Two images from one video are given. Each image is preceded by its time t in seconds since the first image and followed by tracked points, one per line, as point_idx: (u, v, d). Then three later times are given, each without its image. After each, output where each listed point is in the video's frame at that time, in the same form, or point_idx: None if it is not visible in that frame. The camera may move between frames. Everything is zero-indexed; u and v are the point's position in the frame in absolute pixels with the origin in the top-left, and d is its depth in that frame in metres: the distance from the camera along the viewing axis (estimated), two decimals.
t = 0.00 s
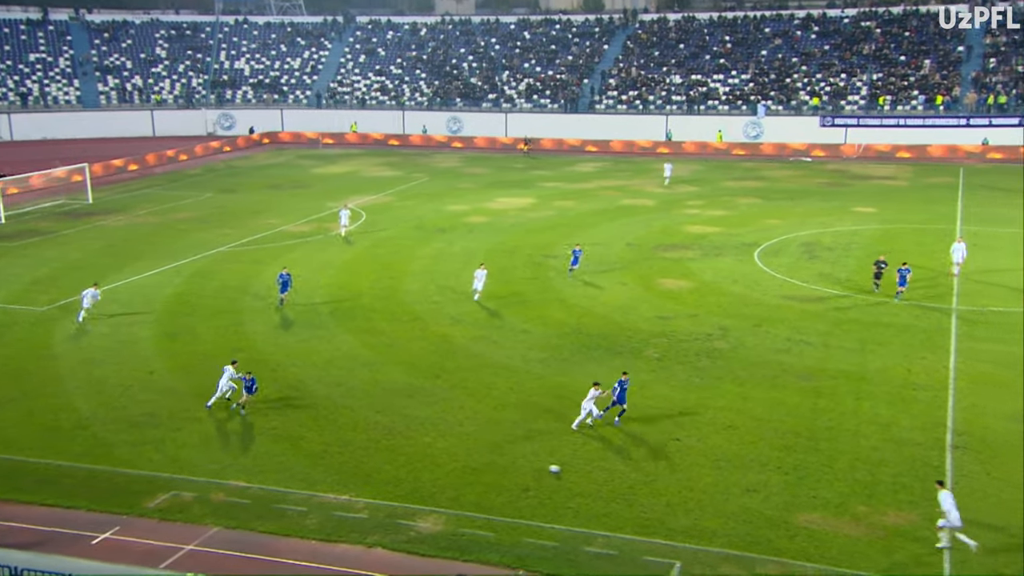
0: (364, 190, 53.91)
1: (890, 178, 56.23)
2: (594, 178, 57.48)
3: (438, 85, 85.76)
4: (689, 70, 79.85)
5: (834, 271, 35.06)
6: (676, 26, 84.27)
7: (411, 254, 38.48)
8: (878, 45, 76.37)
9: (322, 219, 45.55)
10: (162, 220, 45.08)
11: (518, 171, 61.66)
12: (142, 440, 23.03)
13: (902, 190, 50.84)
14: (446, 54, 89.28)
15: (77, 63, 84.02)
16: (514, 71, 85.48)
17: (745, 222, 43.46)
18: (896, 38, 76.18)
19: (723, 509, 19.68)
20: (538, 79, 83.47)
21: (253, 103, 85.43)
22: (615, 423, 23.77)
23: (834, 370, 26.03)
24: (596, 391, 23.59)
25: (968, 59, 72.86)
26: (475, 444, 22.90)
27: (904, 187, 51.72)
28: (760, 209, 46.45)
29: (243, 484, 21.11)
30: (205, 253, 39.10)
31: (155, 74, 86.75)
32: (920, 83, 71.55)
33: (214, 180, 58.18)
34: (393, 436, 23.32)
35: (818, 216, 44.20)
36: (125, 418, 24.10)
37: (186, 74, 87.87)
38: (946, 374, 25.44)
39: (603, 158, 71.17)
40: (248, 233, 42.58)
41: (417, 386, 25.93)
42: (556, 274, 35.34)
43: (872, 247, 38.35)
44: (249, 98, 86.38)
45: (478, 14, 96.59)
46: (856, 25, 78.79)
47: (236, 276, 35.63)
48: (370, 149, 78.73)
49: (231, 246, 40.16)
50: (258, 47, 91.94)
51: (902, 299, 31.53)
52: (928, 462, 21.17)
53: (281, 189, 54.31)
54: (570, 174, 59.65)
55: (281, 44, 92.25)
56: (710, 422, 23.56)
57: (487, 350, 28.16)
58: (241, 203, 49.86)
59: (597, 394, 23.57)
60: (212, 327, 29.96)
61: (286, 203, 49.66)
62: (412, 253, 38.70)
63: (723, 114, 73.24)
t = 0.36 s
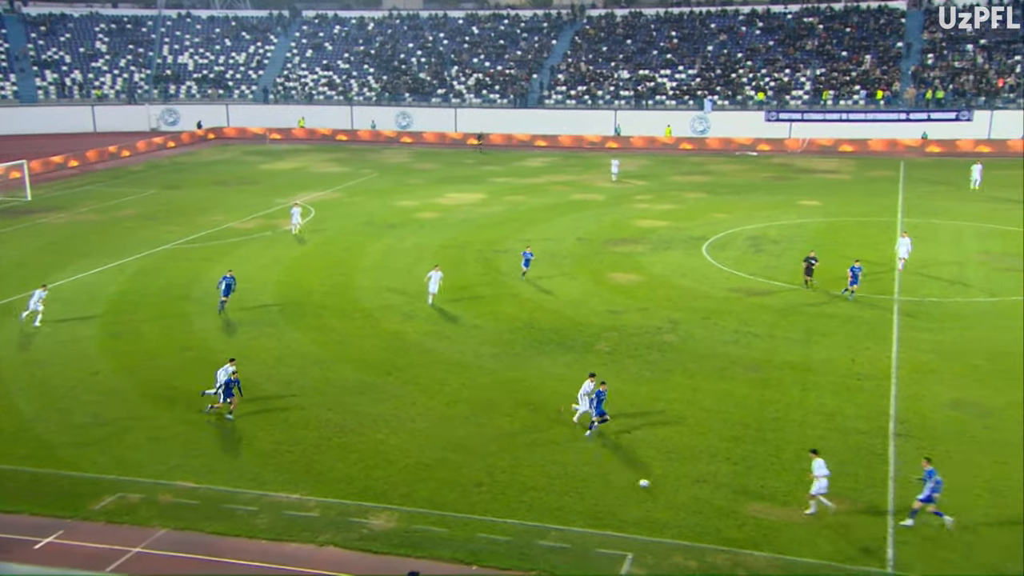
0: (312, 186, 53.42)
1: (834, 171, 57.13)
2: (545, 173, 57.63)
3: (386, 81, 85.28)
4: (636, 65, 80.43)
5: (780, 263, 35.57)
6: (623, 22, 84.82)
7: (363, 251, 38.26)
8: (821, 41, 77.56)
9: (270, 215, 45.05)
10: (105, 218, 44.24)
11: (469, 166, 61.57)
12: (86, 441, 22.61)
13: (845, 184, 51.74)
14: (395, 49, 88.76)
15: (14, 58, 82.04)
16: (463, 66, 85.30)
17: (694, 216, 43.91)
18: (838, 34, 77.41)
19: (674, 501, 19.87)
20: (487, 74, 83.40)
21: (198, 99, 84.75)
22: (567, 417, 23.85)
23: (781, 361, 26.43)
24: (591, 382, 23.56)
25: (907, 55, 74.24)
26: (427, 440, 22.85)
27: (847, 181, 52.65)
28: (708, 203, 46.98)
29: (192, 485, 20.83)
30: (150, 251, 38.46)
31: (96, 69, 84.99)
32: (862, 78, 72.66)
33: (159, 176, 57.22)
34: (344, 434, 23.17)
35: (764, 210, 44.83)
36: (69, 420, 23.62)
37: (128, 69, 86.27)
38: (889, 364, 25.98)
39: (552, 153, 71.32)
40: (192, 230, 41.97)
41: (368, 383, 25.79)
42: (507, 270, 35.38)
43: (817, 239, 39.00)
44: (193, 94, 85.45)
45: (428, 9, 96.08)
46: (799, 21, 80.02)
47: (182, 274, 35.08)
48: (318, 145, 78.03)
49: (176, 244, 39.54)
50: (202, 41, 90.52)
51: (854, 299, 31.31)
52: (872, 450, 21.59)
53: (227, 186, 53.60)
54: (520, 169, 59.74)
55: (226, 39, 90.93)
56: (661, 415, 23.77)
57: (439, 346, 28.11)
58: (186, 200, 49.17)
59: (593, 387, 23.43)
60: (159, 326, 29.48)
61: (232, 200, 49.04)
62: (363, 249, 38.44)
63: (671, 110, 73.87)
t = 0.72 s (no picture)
0: (279, 183, 53.04)
1: (800, 167, 57.64)
2: (515, 169, 57.59)
3: (354, 77, 84.91)
4: (605, 61, 80.70)
5: (747, 259, 35.84)
6: (591, 18, 85.04)
7: (332, 248, 38.07)
8: (787, 37, 78.18)
9: (236, 212, 44.69)
10: (68, 216, 43.65)
11: (438, 163, 61.40)
12: (50, 442, 22.31)
13: (811, 179, 52.22)
14: (362, 45, 88.31)
15: None
16: (431, 63, 85.13)
17: (662, 212, 44.13)
18: (803, 31, 78.05)
19: (643, 495, 19.97)
20: (455, 71, 83.38)
21: (163, 95, 83.52)
22: (538, 413, 23.89)
23: (749, 355, 26.65)
24: (620, 378, 23.14)
25: (871, 51, 74.83)
26: (398, 437, 22.78)
27: (813, 176, 53.18)
28: (676, 198, 47.23)
29: (160, 485, 20.62)
30: (115, 249, 38.05)
31: (57, 65, 83.87)
32: (827, 75, 73.46)
33: (123, 173, 56.59)
34: (315, 432, 23.06)
35: (732, 205, 45.15)
36: (32, 420, 23.29)
37: (91, 65, 85.15)
38: (855, 357, 26.29)
39: (522, 149, 71.31)
40: (158, 227, 41.55)
41: (338, 381, 25.66)
42: (477, 266, 35.34)
43: (783, 234, 39.34)
44: (158, 90, 84.27)
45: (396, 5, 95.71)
46: (765, 17, 80.56)
47: (147, 273, 34.72)
48: (283, 142, 77.52)
49: (141, 242, 39.10)
50: (166, 37, 89.47)
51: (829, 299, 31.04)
52: (839, 443, 21.83)
53: (193, 183, 53.07)
54: (490, 165, 59.70)
55: (190, 34, 89.97)
56: (631, 410, 23.88)
57: (409, 344, 28.04)
58: (151, 197, 48.70)
59: (620, 385, 22.67)
60: (124, 326, 29.14)
61: (198, 197, 48.63)
62: (332, 247, 38.23)
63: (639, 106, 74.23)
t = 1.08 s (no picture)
0: (262, 180, 52.77)
1: (782, 163, 57.86)
2: (498, 166, 57.56)
3: (337, 73, 84.82)
4: (587, 58, 80.81)
5: (730, 255, 35.96)
6: (573, 15, 85.11)
7: (315, 245, 37.94)
8: (768, 34, 78.50)
9: (218, 210, 44.45)
10: (48, 214, 43.30)
11: (420, 160, 61.30)
12: (30, 442, 22.14)
13: (793, 176, 52.42)
14: (344, 41, 88.10)
15: None
16: (413, 59, 84.99)
17: (645, 208, 44.21)
18: (784, 28, 78.41)
19: (626, 491, 20.00)
20: (438, 67, 83.34)
21: (144, 91, 82.80)
22: (522, 409, 23.90)
23: (731, 351, 26.75)
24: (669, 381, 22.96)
25: (851, 49, 75.41)
26: (382, 435, 22.73)
27: (794, 173, 53.43)
28: (659, 195, 47.32)
29: (141, 484, 20.50)
30: (96, 246, 37.79)
31: (35, 61, 83.17)
32: (808, 71, 73.85)
33: (102, 171, 56.17)
34: (298, 430, 22.98)
35: (714, 202, 45.27)
36: (11, 420, 23.10)
37: (70, 61, 84.44)
38: (836, 352, 26.44)
39: (504, 146, 71.30)
40: (140, 225, 41.27)
41: (321, 379, 25.58)
42: (461, 263, 35.29)
43: (766, 231, 39.49)
44: (138, 86, 83.86)
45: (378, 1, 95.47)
46: (746, 14, 80.83)
47: (128, 271, 34.49)
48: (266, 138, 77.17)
49: (121, 240, 38.78)
50: (146, 33, 88.86)
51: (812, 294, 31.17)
52: (820, 437, 21.95)
53: (174, 181, 52.75)
54: (473, 162, 59.67)
55: (171, 31, 89.48)
56: (614, 406, 23.91)
57: (392, 341, 27.99)
58: (132, 194, 48.38)
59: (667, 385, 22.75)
60: (105, 324, 28.93)
61: (179, 194, 48.34)
62: (316, 244, 38.11)
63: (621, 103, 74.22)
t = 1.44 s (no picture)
0: (244, 180, 52.52)
1: (764, 162, 58.10)
2: (481, 165, 57.53)
3: (318, 73, 84.59)
4: (569, 57, 80.89)
5: (712, 254, 36.07)
6: (555, 14, 85.12)
7: (299, 245, 37.81)
8: (749, 34, 78.80)
9: (199, 210, 44.25)
10: (28, 214, 43.02)
11: (403, 159, 61.21)
12: (10, 444, 21.96)
13: (775, 175, 52.66)
14: (326, 41, 87.84)
15: None
16: (396, 59, 84.84)
17: (628, 207, 44.27)
18: (765, 27, 78.74)
19: (610, 489, 20.03)
20: (421, 66, 83.24)
21: (122, 90, 82.48)
22: (506, 409, 23.91)
23: (714, 350, 26.84)
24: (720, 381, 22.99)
25: (832, 48, 75.84)
26: (365, 435, 22.68)
27: (776, 171, 53.66)
28: (642, 194, 47.41)
29: (123, 486, 20.37)
30: (75, 246, 37.54)
31: (13, 61, 83.46)
32: (788, 70, 74.20)
33: (82, 170, 55.83)
34: (281, 431, 22.89)
35: (697, 201, 45.39)
36: None
37: (48, 61, 84.25)
38: (818, 351, 26.57)
39: (487, 146, 71.30)
40: (120, 225, 41.05)
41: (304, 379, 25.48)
42: (444, 263, 35.24)
43: (748, 230, 39.64)
44: (117, 86, 83.45)
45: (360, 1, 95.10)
46: (728, 13, 81.05)
47: (107, 271, 34.29)
48: (248, 138, 76.87)
49: (101, 240, 38.55)
50: (126, 32, 88.21)
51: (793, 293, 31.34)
52: (803, 435, 22.04)
53: (155, 180, 52.47)
54: (457, 162, 59.62)
55: (150, 29, 88.74)
56: (598, 405, 23.93)
57: (375, 341, 27.92)
58: (112, 194, 48.13)
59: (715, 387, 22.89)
60: (86, 325, 28.73)
61: (160, 194, 48.11)
62: (299, 244, 37.98)
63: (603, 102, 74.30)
